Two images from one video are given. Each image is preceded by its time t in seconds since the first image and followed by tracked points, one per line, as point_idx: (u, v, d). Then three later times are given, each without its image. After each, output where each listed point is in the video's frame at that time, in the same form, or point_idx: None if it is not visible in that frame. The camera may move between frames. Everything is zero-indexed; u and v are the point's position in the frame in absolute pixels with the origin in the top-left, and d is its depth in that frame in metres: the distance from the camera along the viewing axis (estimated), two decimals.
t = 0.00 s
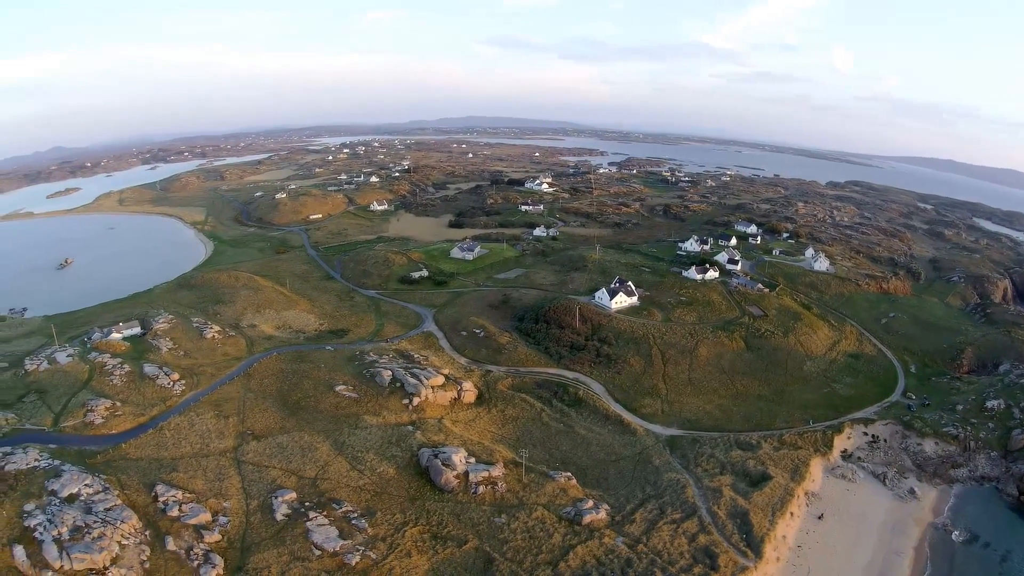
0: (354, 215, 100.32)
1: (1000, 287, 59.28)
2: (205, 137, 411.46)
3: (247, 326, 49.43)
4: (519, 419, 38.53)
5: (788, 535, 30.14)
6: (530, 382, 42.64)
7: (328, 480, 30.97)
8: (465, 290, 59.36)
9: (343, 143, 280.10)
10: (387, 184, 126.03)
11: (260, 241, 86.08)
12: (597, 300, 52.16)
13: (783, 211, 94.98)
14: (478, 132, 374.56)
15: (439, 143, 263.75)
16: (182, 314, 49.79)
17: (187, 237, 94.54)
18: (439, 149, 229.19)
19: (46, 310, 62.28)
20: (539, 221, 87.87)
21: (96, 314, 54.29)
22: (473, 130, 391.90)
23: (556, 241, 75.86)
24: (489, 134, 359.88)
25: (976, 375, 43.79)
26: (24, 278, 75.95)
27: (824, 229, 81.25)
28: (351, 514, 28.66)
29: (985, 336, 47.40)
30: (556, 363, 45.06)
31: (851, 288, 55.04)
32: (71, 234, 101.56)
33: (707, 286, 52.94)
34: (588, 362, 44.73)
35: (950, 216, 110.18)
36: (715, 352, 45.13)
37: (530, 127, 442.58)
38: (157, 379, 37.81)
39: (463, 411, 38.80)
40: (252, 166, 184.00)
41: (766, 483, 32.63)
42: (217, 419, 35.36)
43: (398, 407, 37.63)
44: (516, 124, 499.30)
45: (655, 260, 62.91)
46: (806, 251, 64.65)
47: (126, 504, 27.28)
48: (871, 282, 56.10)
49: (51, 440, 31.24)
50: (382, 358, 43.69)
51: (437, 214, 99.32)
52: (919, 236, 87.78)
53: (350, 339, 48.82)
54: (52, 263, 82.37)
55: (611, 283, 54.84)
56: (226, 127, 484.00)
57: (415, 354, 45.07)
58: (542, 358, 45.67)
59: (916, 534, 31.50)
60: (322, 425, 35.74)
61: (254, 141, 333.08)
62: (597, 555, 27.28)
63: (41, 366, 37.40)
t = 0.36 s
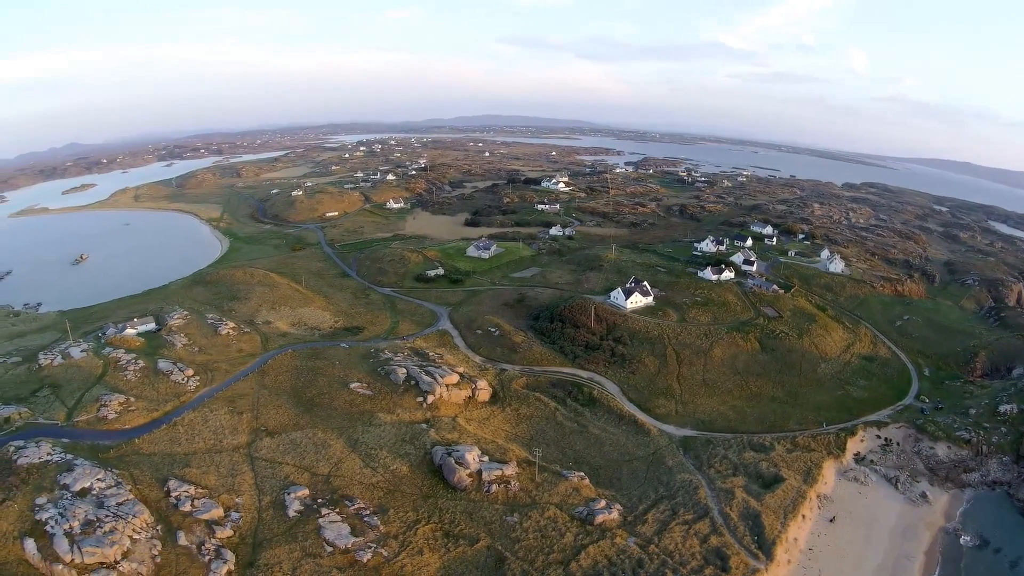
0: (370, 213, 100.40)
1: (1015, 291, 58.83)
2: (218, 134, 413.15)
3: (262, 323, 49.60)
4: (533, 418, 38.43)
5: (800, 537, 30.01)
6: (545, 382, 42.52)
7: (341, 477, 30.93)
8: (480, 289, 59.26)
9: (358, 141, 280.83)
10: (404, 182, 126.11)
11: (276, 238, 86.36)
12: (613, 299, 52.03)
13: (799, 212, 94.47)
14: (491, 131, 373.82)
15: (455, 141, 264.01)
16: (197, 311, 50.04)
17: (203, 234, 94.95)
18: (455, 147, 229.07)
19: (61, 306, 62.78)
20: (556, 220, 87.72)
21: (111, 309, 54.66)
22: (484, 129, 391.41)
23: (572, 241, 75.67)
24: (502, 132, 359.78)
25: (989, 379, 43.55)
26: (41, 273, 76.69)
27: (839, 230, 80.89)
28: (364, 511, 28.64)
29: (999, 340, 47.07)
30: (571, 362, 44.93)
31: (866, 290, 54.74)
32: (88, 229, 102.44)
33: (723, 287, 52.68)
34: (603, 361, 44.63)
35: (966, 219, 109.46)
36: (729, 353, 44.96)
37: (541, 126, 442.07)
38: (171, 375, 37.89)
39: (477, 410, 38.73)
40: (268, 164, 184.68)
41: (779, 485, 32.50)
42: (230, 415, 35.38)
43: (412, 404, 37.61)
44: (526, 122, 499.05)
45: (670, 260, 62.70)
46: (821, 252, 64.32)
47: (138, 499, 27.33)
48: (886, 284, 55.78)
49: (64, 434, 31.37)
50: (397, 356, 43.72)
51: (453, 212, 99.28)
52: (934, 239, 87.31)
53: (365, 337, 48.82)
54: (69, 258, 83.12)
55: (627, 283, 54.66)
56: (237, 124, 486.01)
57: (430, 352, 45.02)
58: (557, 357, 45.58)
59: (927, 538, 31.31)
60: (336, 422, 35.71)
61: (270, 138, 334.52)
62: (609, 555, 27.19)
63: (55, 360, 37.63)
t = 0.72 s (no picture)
0: (386, 211, 100.42)
1: None
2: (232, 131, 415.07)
3: (277, 320, 49.78)
4: (547, 417, 38.36)
5: (812, 540, 29.86)
6: (559, 381, 42.41)
7: (354, 474, 30.93)
8: (496, 288, 59.18)
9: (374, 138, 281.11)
10: (421, 180, 126.03)
11: (292, 235, 86.60)
12: (628, 299, 51.93)
13: (815, 214, 93.96)
14: (504, 130, 372.71)
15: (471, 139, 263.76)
16: (213, 307, 50.32)
17: (219, 230, 95.39)
18: (472, 146, 228.55)
19: (76, 301, 63.31)
20: (572, 219, 87.46)
21: (126, 305, 55.11)
22: (496, 127, 390.33)
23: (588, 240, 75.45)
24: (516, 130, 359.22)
25: (1003, 383, 43.21)
26: (57, 268, 77.54)
27: (855, 232, 80.46)
28: (376, 508, 28.65)
29: (1014, 345, 46.72)
30: (586, 362, 44.81)
31: (881, 292, 54.44)
32: (105, 225, 103.31)
33: (738, 287, 52.48)
34: (618, 361, 44.52)
35: (982, 222, 108.59)
36: (744, 354, 44.79)
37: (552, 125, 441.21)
38: (186, 370, 37.98)
39: (491, 408, 38.69)
40: (284, 160, 185.10)
41: (792, 487, 32.37)
42: (244, 411, 35.44)
43: (426, 402, 37.59)
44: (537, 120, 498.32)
45: (686, 261, 62.51)
46: (837, 254, 63.95)
47: (150, 494, 27.39)
48: (901, 287, 55.48)
49: (78, 429, 31.57)
50: (412, 354, 43.72)
51: (470, 210, 99.11)
52: (950, 241, 86.67)
53: (380, 335, 48.84)
54: (86, 253, 83.97)
55: (643, 283, 54.48)
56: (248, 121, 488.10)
57: (445, 350, 45.02)
58: (572, 356, 45.48)
59: (939, 543, 31.06)
60: (350, 419, 35.73)
61: (286, 136, 335.22)
62: (621, 555, 27.11)
63: (69, 355, 37.88)
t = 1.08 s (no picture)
0: (403, 209, 100.47)
1: None
2: (245, 128, 417.06)
3: (292, 317, 49.98)
4: (562, 416, 38.30)
5: (823, 543, 29.74)
6: (574, 381, 42.33)
7: (367, 471, 30.95)
8: (512, 286, 59.11)
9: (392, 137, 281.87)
10: (438, 178, 125.91)
11: (308, 232, 86.80)
12: (644, 299, 51.82)
13: (832, 215, 93.39)
14: (516, 128, 371.83)
15: (487, 138, 263.86)
16: (228, 303, 50.58)
17: (234, 227, 95.84)
18: (489, 144, 228.19)
19: (91, 296, 63.88)
20: (588, 218, 87.25)
21: (142, 300, 55.60)
22: (507, 126, 390.15)
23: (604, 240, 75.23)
24: (528, 129, 359.48)
25: (1018, 388, 42.86)
26: (74, 263, 78.38)
27: (870, 234, 80.04)
28: (389, 505, 28.64)
29: None
30: (600, 361, 44.73)
31: (896, 294, 54.15)
32: (122, 220, 104.14)
33: (753, 288, 52.32)
34: (633, 361, 44.42)
35: (1000, 225, 107.64)
36: (759, 355, 44.64)
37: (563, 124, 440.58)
38: (201, 366, 38.14)
39: (506, 407, 38.67)
40: (300, 158, 185.63)
41: (804, 490, 32.25)
42: (259, 407, 35.54)
43: (441, 401, 37.57)
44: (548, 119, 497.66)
45: (702, 261, 62.31)
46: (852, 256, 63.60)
47: (163, 488, 27.51)
48: (915, 289, 55.18)
49: (91, 423, 31.80)
50: (427, 352, 43.74)
51: (486, 208, 98.99)
52: (965, 244, 86.08)
53: (395, 332, 48.88)
54: (103, 248, 84.79)
55: (658, 283, 54.31)
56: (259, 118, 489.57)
57: (460, 348, 45.00)
58: (586, 355, 45.40)
59: (950, 547, 30.87)
60: (364, 416, 35.75)
61: (301, 134, 336.16)
62: (633, 555, 27.04)
63: (84, 350, 38.17)
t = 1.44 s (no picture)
0: (418, 207, 100.52)
1: None
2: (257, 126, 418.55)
3: (306, 314, 50.22)
4: (575, 416, 38.25)
5: (833, 545, 29.65)
6: (587, 380, 42.27)
7: (380, 468, 30.99)
8: (527, 285, 59.03)
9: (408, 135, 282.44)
10: (453, 177, 125.84)
11: (323, 230, 87.02)
12: (658, 299, 51.76)
13: (847, 217, 92.83)
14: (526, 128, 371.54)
15: (503, 137, 264.07)
16: (241, 300, 50.92)
17: (249, 224, 96.13)
18: (505, 143, 227.80)
19: (105, 291, 64.32)
20: (603, 217, 87.10)
21: (156, 296, 55.96)
22: (517, 124, 389.78)
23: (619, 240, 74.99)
24: (540, 128, 359.13)
25: None
26: (89, 258, 79.04)
27: (884, 236, 79.61)
28: (401, 503, 28.67)
29: None
30: (614, 361, 44.69)
31: (909, 297, 53.87)
32: (137, 217, 104.94)
33: (767, 289, 52.18)
34: (647, 361, 44.36)
35: (1016, 227, 106.70)
36: (772, 356, 44.53)
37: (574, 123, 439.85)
38: (214, 362, 38.38)
39: (519, 406, 38.63)
40: (315, 156, 186.17)
41: (815, 492, 32.15)
42: (272, 404, 35.66)
43: (455, 399, 37.56)
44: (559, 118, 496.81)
45: (717, 261, 62.12)
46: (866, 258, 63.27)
47: (174, 484, 27.70)
48: (929, 291, 54.83)
49: (104, 418, 32.06)
50: (441, 350, 43.77)
51: (501, 207, 98.96)
52: (979, 247, 85.51)
53: (410, 330, 48.88)
54: (118, 244, 85.39)
55: (672, 283, 54.19)
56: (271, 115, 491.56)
57: (474, 347, 45.00)
58: (600, 355, 45.34)
59: (960, 552, 30.68)
60: (377, 414, 35.78)
61: (313, 132, 337.16)
62: (643, 556, 27.00)
63: (96, 346, 38.48)
